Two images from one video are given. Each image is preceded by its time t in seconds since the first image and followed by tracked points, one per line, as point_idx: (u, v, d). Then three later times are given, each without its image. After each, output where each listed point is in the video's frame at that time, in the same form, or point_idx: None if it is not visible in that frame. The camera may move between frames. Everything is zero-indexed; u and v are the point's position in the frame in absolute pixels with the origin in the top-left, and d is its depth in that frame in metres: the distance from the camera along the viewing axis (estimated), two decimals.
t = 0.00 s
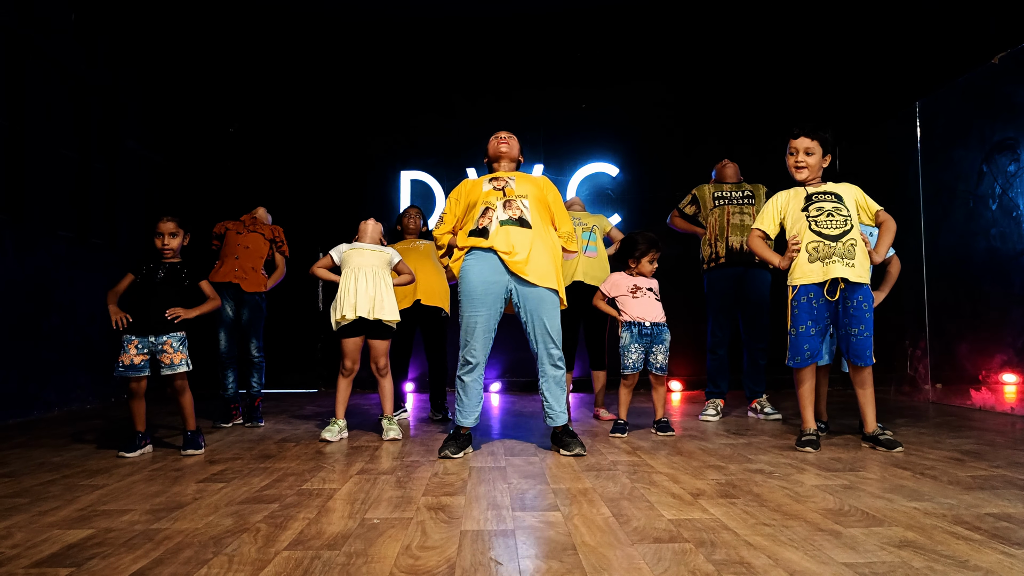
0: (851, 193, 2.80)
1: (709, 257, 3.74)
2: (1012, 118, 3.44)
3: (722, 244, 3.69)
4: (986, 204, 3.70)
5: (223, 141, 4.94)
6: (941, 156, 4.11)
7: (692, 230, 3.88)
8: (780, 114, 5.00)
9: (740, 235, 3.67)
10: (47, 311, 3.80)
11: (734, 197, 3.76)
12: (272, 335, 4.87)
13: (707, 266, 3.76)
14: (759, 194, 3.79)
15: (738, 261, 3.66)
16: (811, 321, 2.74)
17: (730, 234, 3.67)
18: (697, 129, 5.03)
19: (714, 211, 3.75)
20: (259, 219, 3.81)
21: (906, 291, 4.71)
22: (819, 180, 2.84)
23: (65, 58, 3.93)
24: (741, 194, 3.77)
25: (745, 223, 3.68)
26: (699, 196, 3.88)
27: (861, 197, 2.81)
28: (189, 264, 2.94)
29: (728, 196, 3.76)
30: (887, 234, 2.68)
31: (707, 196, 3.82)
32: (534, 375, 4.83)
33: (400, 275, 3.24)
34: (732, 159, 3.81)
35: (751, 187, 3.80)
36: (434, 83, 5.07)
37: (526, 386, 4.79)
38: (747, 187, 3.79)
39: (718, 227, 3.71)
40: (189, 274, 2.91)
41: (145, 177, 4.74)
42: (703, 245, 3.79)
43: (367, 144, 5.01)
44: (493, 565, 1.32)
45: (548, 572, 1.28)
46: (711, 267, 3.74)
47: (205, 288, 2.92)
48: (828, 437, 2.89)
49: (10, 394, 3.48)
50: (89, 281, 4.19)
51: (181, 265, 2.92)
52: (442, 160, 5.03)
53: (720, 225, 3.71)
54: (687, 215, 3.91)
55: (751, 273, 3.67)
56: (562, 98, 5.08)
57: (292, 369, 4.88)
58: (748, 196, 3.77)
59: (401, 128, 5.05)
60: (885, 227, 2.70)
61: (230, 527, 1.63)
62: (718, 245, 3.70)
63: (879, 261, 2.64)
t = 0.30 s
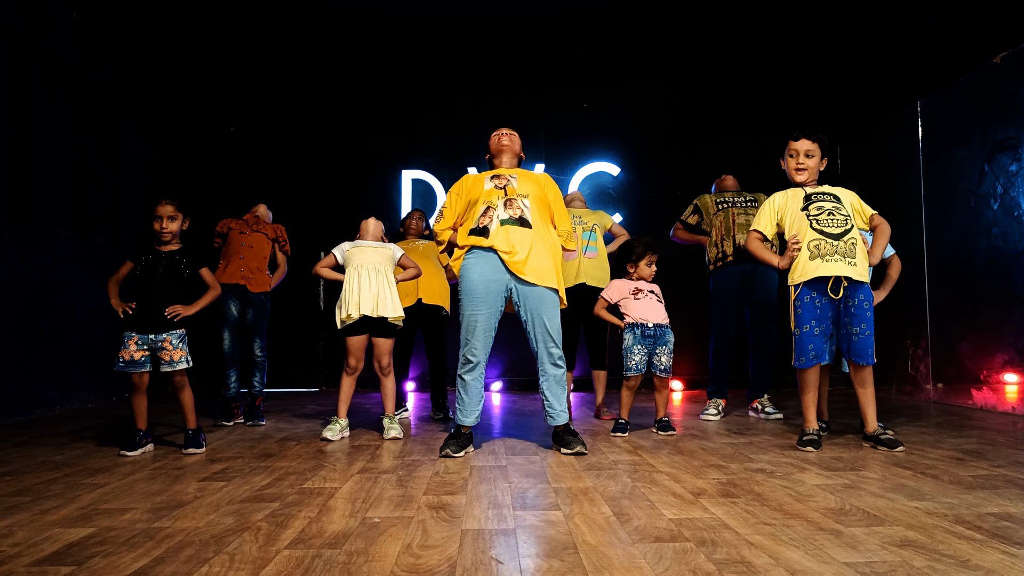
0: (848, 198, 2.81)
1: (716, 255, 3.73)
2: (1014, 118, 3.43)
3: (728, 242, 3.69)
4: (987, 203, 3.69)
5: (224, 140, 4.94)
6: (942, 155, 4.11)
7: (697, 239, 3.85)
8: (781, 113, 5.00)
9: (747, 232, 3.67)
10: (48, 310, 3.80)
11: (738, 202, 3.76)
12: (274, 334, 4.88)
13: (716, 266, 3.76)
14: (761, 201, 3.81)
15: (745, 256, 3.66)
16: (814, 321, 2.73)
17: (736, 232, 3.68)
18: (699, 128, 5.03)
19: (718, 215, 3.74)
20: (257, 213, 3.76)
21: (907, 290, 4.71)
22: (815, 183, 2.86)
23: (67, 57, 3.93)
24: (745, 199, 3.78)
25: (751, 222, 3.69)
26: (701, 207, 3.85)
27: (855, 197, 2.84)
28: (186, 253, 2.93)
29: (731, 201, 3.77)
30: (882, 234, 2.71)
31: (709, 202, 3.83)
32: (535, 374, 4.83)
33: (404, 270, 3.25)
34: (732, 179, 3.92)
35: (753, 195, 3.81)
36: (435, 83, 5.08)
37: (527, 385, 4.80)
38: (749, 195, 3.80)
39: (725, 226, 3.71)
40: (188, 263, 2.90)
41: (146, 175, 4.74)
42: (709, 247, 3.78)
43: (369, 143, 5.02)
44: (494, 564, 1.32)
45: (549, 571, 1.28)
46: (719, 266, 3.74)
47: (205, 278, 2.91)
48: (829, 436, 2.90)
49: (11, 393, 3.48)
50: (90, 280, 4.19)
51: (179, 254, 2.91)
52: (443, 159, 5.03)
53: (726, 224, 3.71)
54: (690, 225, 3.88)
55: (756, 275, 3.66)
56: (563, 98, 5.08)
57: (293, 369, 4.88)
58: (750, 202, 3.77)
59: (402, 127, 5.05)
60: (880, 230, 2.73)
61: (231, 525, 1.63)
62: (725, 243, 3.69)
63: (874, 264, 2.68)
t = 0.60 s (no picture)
0: (845, 189, 2.82)
1: (712, 253, 3.73)
2: (1014, 118, 3.43)
3: (726, 242, 3.70)
4: (987, 203, 3.69)
5: (225, 140, 4.95)
6: (942, 155, 4.11)
7: (694, 224, 3.86)
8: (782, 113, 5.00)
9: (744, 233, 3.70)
10: (48, 309, 3.80)
11: (741, 195, 3.80)
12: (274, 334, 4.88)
13: (710, 263, 3.75)
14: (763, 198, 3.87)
15: (741, 259, 3.68)
16: (812, 320, 2.74)
17: (734, 232, 3.70)
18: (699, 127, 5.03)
19: (719, 208, 3.76)
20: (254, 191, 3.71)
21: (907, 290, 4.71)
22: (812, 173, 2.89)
23: (67, 56, 3.93)
24: (747, 194, 3.82)
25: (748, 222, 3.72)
26: (704, 189, 3.84)
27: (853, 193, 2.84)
28: (185, 245, 2.91)
29: (735, 194, 3.80)
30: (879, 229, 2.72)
31: (714, 189, 3.83)
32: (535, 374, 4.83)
33: (404, 257, 3.23)
34: (741, 164, 3.90)
35: (756, 192, 3.87)
36: (436, 83, 5.08)
37: (527, 385, 4.80)
38: (752, 190, 3.87)
39: (723, 224, 3.73)
40: (188, 258, 2.90)
41: (147, 175, 4.74)
42: (705, 242, 3.78)
43: (369, 143, 5.02)
44: (494, 564, 1.32)
45: (548, 571, 1.28)
46: (714, 264, 3.74)
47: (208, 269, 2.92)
48: (829, 436, 2.90)
49: (11, 393, 3.48)
50: (90, 279, 4.19)
51: (176, 248, 2.88)
52: (443, 159, 5.04)
53: (725, 222, 3.73)
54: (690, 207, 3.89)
55: (752, 275, 3.69)
56: (564, 98, 5.09)
57: (293, 368, 4.89)
58: (753, 197, 3.83)
59: (402, 127, 5.05)
60: (877, 221, 2.74)
61: (231, 525, 1.63)
62: (722, 242, 3.70)
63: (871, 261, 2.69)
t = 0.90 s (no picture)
0: (849, 183, 2.76)
1: (703, 261, 3.74)
2: (1014, 118, 3.43)
3: (716, 254, 3.71)
4: (987, 203, 3.69)
5: (225, 139, 4.95)
6: (943, 155, 4.11)
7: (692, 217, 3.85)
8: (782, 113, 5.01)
9: (736, 248, 3.67)
10: (48, 309, 3.79)
11: (740, 202, 3.71)
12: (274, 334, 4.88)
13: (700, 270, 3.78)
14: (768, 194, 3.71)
15: (729, 273, 3.69)
16: (806, 319, 2.75)
17: (726, 246, 3.68)
18: (699, 126, 5.04)
19: (715, 215, 3.73)
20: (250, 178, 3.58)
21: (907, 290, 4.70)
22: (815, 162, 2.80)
23: (68, 56, 3.93)
24: (748, 198, 3.71)
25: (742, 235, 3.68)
26: (706, 179, 3.78)
27: (860, 187, 2.76)
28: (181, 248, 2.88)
29: (735, 201, 3.71)
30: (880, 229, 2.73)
31: (715, 189, 3.75)
32: (536, 373, 4.83)
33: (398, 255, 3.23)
34: (751, 139, 3.59)
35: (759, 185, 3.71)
36: (437, 82, 5.08)
37: (527, 385, 4.79)
38: (754, 189, 3.71)
39: (717, 234, 3.71)
40: (188, 261, 2.89)
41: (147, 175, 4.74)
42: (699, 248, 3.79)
43: (370, 142, 5.03)
44: (494, 564, 1.32)
45: (549, 571, 1.28)
46: (704, 273, 3.76)
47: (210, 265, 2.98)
48: (829, 436, 2.90)
49: (11, 392, 3.47)
50: (90, 279, 4.19)
51: (173, 253, 2.86)
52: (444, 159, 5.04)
53: (720, 231, 3.71)
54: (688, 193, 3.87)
55: (748, 279, 3.69)
56: (564, 98, 5.09)
57: (293, 367, 4.89)
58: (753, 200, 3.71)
59: (403, 127, 5.06)
60: (878, 215, 2.75)
61: (231, 524, 1.63)
62: (712, 254, 3.72)
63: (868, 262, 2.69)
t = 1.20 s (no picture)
0: (851, 189, 2.72)
1: (705, 266, 3.75)
2: (1014, 118, 3.43)
3: (720, 258, 3.69)
4: (987, 203, 3.69)
5: (225, 139, 4.95)
6: (943, 154, 4.11)
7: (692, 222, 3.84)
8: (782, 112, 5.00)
9: (738, 254, 3.66)
10: (47, 309, 3.79)
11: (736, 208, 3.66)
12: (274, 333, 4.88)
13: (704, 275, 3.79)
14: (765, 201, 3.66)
15: (733, 277, 3.70)
16: (800, 319, 2.75)
17: (729, 252, 3.67)
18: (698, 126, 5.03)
19: (713, 222, 3.71)
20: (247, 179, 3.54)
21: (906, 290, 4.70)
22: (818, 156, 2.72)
23: (68, 56, 3.92)
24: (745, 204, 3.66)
25: (743, 240, 3.65)
26: (704, 186, 3.73)
27: (865, 187, 2.72)
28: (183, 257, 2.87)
29: (732, 208, 3.66)
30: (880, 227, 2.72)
31: (711, 199, 3.71)
32: (535, 373, 4.83)
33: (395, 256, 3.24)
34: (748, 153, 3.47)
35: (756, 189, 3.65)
36: (437, 82, 5.07)
37: (528, 385, 4.79)
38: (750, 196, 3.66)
39: (718, 240, 3.69)
40: (193, 293, 2.84)
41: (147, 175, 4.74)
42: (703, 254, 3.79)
43: (370, 142, 5.04)
44: (494, 564, 1.32)
45: (548, 571, 1.28)
46: (706, 275, 3.78)
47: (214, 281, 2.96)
48: (828, 436, 2.90)
49: (11, 392, 3.47)
50: (89, 279, 4.19)
51: (177, 295, 2.80)
52: (444, 159, 5.04)
53: (720, 238, 3.69)
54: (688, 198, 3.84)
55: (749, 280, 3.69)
56: (564, 97, 5.09)
57: (293, 367, 4.89)
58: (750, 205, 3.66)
59: (403, 127, 5.06)
60: (880, 215, 2.74)
61: (230, 524, 1.63)
62: (715, 258, 3.70)
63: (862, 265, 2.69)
